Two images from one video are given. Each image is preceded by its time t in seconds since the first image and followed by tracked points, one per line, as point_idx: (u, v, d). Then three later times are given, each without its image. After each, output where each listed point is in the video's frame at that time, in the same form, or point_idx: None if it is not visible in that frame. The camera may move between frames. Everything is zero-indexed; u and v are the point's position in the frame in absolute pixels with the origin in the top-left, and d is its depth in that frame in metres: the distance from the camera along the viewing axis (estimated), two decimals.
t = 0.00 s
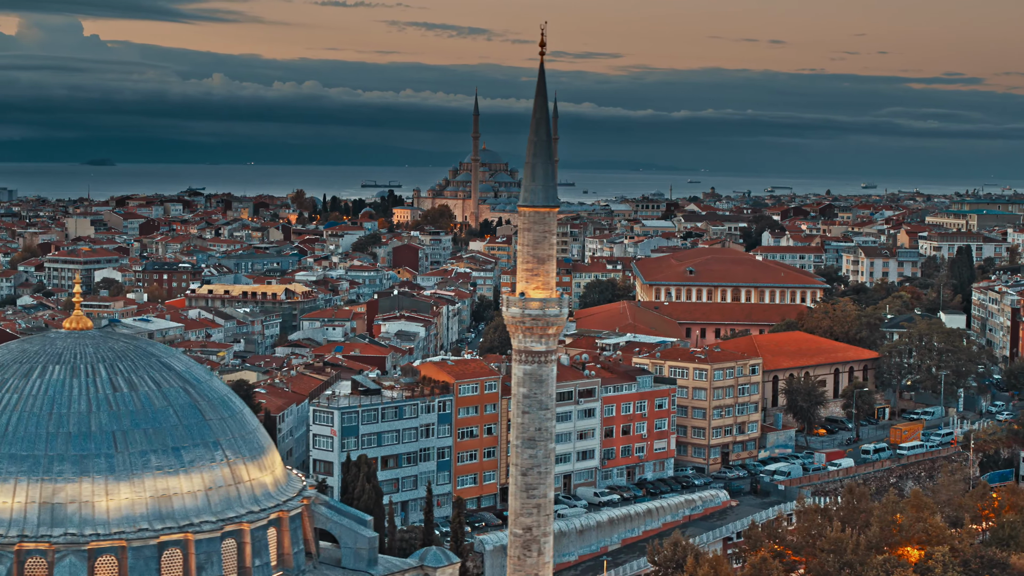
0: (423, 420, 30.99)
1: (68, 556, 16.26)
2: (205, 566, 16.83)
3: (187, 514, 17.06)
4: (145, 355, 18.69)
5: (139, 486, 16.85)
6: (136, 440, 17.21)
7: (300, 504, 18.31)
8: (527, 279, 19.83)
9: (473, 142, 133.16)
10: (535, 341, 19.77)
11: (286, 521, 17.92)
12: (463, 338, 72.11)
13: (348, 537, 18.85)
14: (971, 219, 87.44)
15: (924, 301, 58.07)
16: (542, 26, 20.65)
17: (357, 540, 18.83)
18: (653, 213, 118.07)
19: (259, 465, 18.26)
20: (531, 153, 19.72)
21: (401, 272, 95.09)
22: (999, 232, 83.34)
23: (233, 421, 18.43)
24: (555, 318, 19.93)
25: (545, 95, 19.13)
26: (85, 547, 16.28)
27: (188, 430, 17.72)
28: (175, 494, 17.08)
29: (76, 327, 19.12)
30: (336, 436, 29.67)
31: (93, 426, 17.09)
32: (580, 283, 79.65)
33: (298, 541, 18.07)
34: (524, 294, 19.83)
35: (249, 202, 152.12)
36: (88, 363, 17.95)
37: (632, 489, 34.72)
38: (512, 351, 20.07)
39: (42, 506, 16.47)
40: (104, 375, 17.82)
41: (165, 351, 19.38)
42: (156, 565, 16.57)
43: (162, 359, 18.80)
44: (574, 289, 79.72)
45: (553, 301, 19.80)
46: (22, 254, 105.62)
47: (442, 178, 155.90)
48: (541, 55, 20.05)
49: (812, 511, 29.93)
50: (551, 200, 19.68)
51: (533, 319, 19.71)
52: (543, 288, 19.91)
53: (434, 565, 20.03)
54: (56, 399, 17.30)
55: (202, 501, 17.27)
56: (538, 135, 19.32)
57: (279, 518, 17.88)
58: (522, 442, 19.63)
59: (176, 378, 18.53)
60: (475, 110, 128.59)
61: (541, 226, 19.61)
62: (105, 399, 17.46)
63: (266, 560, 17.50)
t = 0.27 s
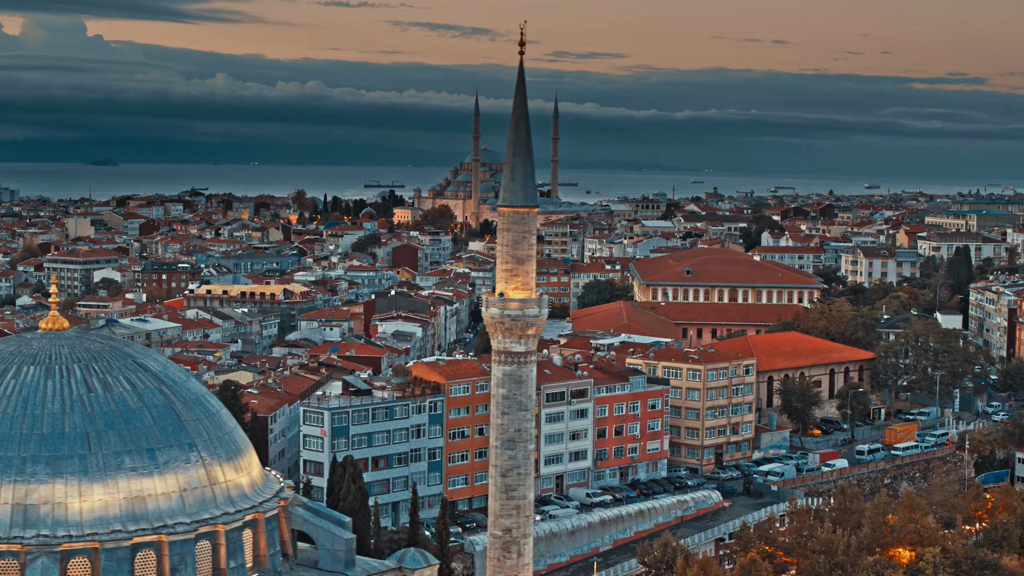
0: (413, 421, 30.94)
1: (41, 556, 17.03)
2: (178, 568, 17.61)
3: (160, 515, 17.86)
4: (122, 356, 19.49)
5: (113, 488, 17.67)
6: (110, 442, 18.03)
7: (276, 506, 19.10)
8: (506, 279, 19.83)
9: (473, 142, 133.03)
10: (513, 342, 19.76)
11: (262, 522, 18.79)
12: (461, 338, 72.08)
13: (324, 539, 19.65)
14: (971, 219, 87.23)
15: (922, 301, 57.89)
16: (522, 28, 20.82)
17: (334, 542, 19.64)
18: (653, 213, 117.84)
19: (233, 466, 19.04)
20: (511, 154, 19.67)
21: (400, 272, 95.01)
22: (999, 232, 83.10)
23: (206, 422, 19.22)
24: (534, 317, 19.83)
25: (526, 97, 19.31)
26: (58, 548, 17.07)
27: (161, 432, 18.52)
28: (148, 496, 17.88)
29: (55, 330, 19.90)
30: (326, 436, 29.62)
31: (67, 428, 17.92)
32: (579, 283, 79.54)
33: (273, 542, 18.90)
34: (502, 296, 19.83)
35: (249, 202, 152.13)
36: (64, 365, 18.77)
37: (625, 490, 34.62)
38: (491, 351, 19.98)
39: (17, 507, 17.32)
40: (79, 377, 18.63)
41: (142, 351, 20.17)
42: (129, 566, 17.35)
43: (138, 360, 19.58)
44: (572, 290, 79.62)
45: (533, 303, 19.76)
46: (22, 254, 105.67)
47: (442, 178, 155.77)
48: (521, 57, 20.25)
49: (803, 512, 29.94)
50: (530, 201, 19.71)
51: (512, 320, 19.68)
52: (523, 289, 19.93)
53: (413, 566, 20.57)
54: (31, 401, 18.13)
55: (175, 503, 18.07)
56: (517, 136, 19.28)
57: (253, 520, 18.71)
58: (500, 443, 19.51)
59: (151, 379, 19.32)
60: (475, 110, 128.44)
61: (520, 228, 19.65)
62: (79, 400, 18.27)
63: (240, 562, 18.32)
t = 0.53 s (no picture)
0: (404, 421, 30.87)
1: (13, 558, 17.09)
2: (152, 569, 17.73)
3: (135, 516, 17.87)
4: (98, 356, 19.45)
5: (86, 489, 17.67)
6: (85, 443, 18.01)
7: (252, 507, 19.21)
8: (486, 280, 19.88)
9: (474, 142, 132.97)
10: (493, 343, 19.95)
11: (237, 524, 18.92)
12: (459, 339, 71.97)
13: (302, 540, 19.77)
14: (971, 219, 87.12)
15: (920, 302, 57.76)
16: (498, 25, 20.77)
17: (311, 544, 19.76)
18: (653, 213, 117.72)
19: (209, 468, 19.03)
20: (490, 153, 19.67)
21: (400, 272, 95.00)
22: (999, 233, 82.94)
23: (183, 423, 19.19)
24: (513, 319, 20.01)
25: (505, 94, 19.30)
26: (31, 550, 17.15)
27: (137, 433, 18.50)
28: (122, 497, 17.88)
29: (31, 329, 19.98)
30: (316, 437, 29.63)
31: (41, 429, 17.90)
32: (578, 283, 79.51)
33: (250, 544, 19.08)
34: (482, 296, 19.96)
35: (250, 202, 152.08)
36: (39, 365, 18.74)
37: (617, 490, 34.56)
38: (471, 353, 20.25)
39: None
40: (54, 377, 18.60)
41: (119, 352, 20.13)
42: (102, 567, 17.47)
43: (114, 361, 19.55)
44: (571, 290, 79.54)
45: (512, 303, 19.89)
46: (22, 254, 105.62)
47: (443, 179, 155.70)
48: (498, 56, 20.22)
49: (795, 513, 29.86)
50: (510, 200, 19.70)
51: (492, 320, 19.82)
52: (503, 289, 19.98)
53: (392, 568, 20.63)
54: (5, 401, 18.10)
55: (150, 504, 18.07)
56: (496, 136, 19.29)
57: (229, 521, 18.82)
58: (480, 444, 19.86)
59: (127, 379, 19.29)
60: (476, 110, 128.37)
61: (500, 227, 19.65)
62: (53, 401, 18.25)
63: (214, 563, 18.46)
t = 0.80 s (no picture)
0: (396, 422, 30.79)
1: None
2: (127, 570, 17.76)
3: (109, 518, 17.93)
4: (73, 358, 19.48)
5: (60, 491, 17.74)
6: (59, 445, 18.06)
7: (229, 508, 19.30)
8: (465, 280, 19.85)
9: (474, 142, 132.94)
10: (473, 343, 19.84)
11: (214, 526, 19.01)
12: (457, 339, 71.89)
13: (279, 542, 19.93)
14: (971, 219, 87.08)
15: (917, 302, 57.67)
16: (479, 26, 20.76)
17: (289, 546, 19.93)
18: (654, 213, 117.63)
19: (185, 469, 19.09)
20: (469, 153, 19.65)
21: (400, 272, 95.02)
22: (999, 233, 82.81)
23: (159, 424, 19.24)
24: (494, 318, 19.95)
25: (485, 95, 19.28)
26: (4, 552, 17.20)
27: (112, 434, 18.55)
28: (96, 499, 17.94)
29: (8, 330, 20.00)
30: (307, 438, 29.59)
31: (15, 430, 17.95)
32: (577, 284, 79.56)
33: (226, 546, 19.21)
34: (461, 297, 19.91)
35: (251, 202, 152.12)
36: (14, 366, 18.77)
37: (611, 491, 34.50)
38: (450, 353, 20.13)
39: None
40: (29, 378, 18.63)
41: (95, 353, 20.16)
42: (76, 568, 17.49)
43: (90, 362, 19.58)
44: (570, 290, 79.39)
45: (492, 304, 19.85)
46: (22, 254, 105.68)
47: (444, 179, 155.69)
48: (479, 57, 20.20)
49: (787, 515, 29.76)
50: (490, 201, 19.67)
51: (471, 321, 19.80)
52: (482, 290, 19.95)
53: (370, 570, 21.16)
54: None
55: (125, 506, 18.15)
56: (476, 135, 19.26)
57: (206, 523, 18.91)
58: (460, 445, 19.65)
59: (103, 380, 19.33)
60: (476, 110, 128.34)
61: (480, 228, 19.61)
62: (28, 402, 18.28)
63: (190, 565, 18.54)
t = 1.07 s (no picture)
0: (386, 423, 30.73)
1: None
2: (95, 572, 18.13)
3: (79, 520, 18.24)
4: (45, 359, 19.75)
5: (30, 493, 18.05)
6: (30, 446, 18.34)
7: (201, 510, 19.56)
8: (441, 282, 19.94)
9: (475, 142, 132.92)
10: (450, 346, 19.87)
11: (186, 528, 19.32)
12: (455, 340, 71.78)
13: (252, 544, 20.04)
14: (971, 220, 86.93)
15: (915, 302, 57.58)
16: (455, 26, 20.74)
17: (263, 548, 20.03)
18: (654, 213, 117.47)
19: (157, 470, 19.40)
20: (446, 157, 19.70)
21: (400, 272, 94.98)
22: (999, 233, 82.63)
23: (131, 426, 19.53)
24: (470, 320, 20.02)
25: (461, 97, 19.28)
26: None
27: (83, 436, 18.85)
28: (66, 501, 18.26)
29: None
30: (296, 438, 29.55)
31: None
32: (576, 284, 79.60)
33: (198, 547, 19.45)
34: (437, 299, 19.97)
35: (252, 202, 152.13)
36: None
37: (603, 492, 34.43)
38: (427, 354, 20.14)
39: None
40: None
41: (68, 354, 20.44)
42: (45, 570, 17.85)
43: (61, 363, 19.84)
44: (569, 290, 79.58)
45: (468, 305, 19.95)
46: (22, 254, 105.83)
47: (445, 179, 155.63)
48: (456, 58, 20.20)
49: (778, 516, 29.69)
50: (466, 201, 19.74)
51: (447, 322, 19.88)
52: (459, 292, 20.06)
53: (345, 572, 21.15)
54: None
55: (95, 507, 18.46)
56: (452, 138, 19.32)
57: (178, 525, 19.23)
58: (437, 446, 19.64)
59: (75, 382, 19.60)
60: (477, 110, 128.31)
61: (457, 228, 19.69)
62: None
63: (160, 566, 18.86)
